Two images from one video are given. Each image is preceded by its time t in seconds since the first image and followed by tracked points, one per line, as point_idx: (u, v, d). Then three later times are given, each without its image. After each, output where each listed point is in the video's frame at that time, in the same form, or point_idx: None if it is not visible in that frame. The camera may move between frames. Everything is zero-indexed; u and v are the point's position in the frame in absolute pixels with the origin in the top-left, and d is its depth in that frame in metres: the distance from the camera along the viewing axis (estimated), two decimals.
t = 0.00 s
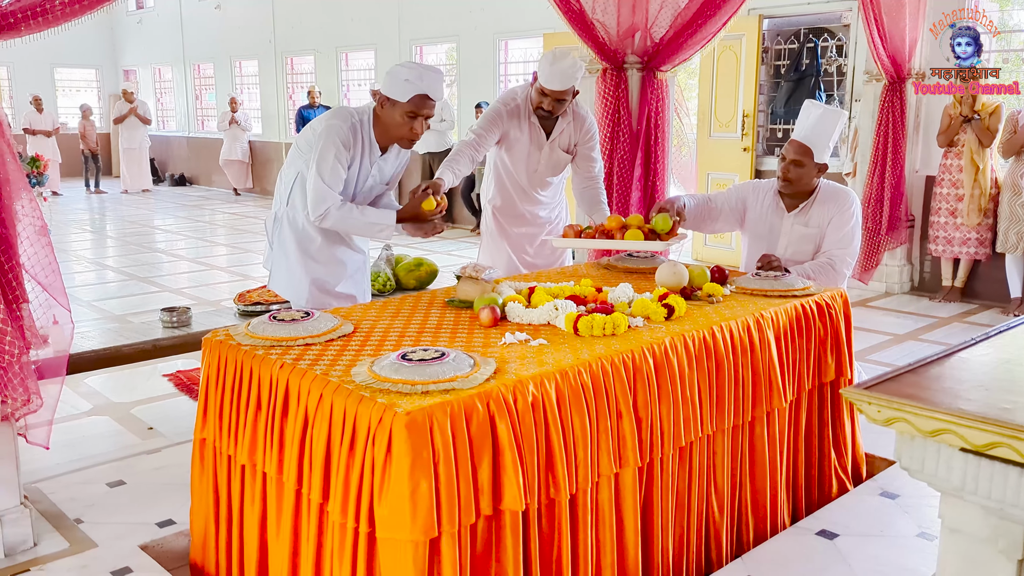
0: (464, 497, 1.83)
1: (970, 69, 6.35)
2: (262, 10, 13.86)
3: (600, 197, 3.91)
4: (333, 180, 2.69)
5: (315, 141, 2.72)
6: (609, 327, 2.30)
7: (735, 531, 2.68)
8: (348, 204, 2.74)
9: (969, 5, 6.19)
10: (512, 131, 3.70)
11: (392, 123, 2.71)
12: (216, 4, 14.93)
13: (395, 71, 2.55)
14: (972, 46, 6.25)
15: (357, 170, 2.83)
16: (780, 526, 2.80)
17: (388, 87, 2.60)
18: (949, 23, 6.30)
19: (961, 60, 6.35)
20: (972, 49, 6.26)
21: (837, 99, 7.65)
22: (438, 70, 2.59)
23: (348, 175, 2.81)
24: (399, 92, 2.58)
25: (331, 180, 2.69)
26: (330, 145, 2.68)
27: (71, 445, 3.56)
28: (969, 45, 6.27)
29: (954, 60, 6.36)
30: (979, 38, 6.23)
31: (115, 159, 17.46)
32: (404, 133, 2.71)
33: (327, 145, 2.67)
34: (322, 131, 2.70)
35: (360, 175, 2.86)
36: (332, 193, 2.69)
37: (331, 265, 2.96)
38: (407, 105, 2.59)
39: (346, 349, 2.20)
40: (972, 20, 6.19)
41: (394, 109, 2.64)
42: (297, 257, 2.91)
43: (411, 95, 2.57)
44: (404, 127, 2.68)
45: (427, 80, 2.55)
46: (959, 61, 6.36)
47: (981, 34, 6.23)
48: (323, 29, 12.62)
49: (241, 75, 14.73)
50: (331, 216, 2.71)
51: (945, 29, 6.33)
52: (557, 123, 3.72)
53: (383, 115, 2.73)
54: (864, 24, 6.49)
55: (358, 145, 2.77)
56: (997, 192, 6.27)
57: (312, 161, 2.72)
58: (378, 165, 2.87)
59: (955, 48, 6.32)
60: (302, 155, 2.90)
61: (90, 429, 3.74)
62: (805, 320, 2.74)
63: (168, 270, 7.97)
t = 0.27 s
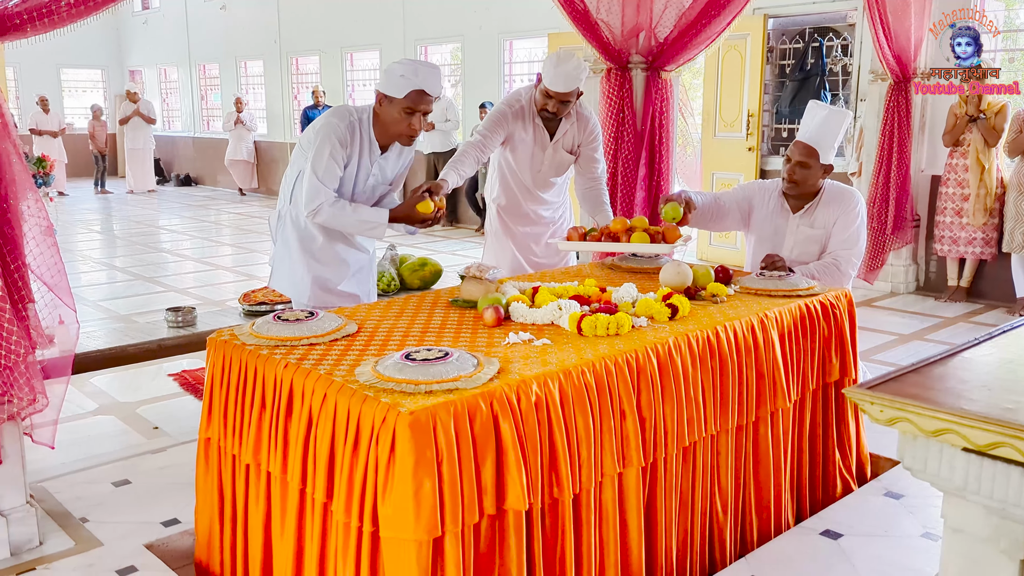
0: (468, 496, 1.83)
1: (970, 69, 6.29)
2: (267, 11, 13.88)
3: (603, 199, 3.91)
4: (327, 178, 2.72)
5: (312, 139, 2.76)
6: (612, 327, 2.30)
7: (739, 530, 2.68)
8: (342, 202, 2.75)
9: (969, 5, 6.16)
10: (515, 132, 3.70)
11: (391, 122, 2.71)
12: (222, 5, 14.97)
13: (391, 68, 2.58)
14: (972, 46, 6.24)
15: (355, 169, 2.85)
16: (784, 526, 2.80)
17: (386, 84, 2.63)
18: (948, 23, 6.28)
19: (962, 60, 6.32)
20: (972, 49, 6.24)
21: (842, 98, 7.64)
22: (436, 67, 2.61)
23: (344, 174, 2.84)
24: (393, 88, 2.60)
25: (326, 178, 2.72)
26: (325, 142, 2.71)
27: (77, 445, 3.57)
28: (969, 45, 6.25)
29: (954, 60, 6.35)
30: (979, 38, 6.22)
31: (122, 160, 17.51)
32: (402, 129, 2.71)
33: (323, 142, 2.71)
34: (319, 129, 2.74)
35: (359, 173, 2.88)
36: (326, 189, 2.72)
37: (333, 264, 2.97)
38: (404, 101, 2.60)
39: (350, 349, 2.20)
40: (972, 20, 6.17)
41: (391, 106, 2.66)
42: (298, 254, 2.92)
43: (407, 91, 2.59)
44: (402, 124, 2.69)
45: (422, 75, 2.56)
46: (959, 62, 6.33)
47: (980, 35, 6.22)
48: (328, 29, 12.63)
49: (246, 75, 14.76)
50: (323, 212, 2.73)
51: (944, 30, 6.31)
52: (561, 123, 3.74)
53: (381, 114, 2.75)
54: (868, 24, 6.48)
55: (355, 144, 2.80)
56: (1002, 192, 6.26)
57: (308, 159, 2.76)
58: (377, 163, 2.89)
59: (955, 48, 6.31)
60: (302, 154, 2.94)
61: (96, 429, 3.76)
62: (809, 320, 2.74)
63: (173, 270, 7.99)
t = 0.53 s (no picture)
0: (471, 496, 1.84)
1: (970, 69, 6.27)
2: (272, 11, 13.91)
3: (607, 200, 3.91)
4: (326, 179, 2.76)
5: (313, 140, 2.78)
6: (616, 327, 2.31)
7: (742, 530, 2.68)
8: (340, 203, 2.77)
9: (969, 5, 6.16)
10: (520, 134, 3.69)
11: (392, 122, 2.72)
12: (227, 6, 15.00)
13: (391, 67, 2.61)
14: (972, 45, 6.22)
15: (357, 169, 2.87)
16: (788, 526, 2.80)
17: (386, 83, 2.65)
18: (948, 23, 6.26)
19: (961, 60, 6.31)
20: (972, 49, 6.21)
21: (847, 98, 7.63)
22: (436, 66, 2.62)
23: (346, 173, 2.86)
24: (394, 89, 2.62)
25: (324, 179, 2.76)
26: (325, 144, 2.74)
27: (82, 444, 3.59)
28: (969, 45, 6.21)
29: (954, 60, 6.34)
30: (979, 38, 6.18)
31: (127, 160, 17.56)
32: (403, 128, 2.71)
33: (323, 143, 2.74)
34: (319, 129, 2.76)
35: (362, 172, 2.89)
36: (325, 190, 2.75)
37: (340, 264, 2.98)
38: (404, 99, 2.62)
39: (354, 348, 2.21)
40: (972, 19, 6.17)
41: (392, 105, 2.67)
42: (305, 254, 2.94)
43: (407, 90, 2.60)
44: (403, 122, 2.69)
45: (420, 74, 2.57)
46: (959, 62, 6.31)
47: (981, 35, 6.20)
48: (333, 30, 12.65)
49: (252, 76, 14.79)
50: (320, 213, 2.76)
51: (944, 29, 6.30)
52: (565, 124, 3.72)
53: (383, 115, 2.76)
54: (873, 23, 6.47)
55: (357, 145, 2.81)
56: (1008, 192, 6.24)
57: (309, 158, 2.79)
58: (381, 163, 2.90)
59: (955, 48, 6.30)
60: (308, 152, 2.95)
61: (102, 428, 3.78)
62: (812, 320, 2.74)
63: (178, 270, 8.02)
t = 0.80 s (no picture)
0: (476, 495, 1.85)
1: (970, 69, 6.24)
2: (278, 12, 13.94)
3: (611, 199, 3.91)
4: (329, 180, 2.80)
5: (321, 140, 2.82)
6: (621, 326, 2.31)
7: (748, 530, 2.68)
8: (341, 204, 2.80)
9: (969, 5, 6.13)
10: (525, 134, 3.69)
11: (402, 121, 2.76)
12: (234, 6, 15.04)
13: (399, 67, 2.67)
14: (972, 45, 6.21)
15: (365, 170, 2.88)
16: (793, 526, 2.80)
17: (395, 82, 2.70)
18: (947, 23, 6.24)
19: (961, 60, 6.29)
20: (972, 49, 6.21)
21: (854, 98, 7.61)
22: (441, 65, 2.66)
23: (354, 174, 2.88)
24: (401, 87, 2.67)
25: (328, 180, 2.80)
26: (331, 144, 2.78)
27: (90, 442, 3.61)
28: (969, 45, 6.21)
29: (954, 60, 6.32)
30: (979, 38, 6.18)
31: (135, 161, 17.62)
32: (411, 127, 2.74)
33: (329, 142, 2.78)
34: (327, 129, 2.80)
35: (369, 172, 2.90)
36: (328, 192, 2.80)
37: (353, 261, 2.99)
38: (412, 98, 2.66)
39: (359, 348, 2.22)
40: (972, 20, 6.15)
41: (400, 103, 2.71)
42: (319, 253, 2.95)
43: (414, 88, 2.65)
44: (410, 121, 2.72)
45: (426, 72, 2.62)
46: (959, 61, 6.30)
47: (982, 35, 6.19)
48: (340, 30, 12.67)
49: (258, 76, 14.83)
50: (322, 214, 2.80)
51: (944, 30, 6.24)
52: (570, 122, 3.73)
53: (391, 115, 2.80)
54: (879, 22, 6.45)
55: (364, 146, 2.84)
56: (1015, 191, 6.22)
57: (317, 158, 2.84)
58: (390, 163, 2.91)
59: (955, 48, 6.27)
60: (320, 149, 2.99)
61: (109, 427, 3.80)
62: (818, 319, 2.74)
63: (185, 270, 8.04)
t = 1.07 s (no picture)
0: (481, 493, 1.85)
1: (969, 69, 6.29)
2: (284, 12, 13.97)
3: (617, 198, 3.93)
4: (344, 193, 2.78)
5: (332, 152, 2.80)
6: (626, 325, 2.31)
7: (753, 529, 2.67)
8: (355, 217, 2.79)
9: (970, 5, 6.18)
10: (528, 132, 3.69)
11: (411, 137, 2.71)
12: (240, 6, 15.07)
13: (410, 84, 2.61)
14: (972, 46, 6.24)
15: (375, 181, 2.90)
16: (799, 525, 2.80)
17: (406, 97, 2.63)
18: (948, 23, 6.26)
19: (962, 60, 6.31)
20: (972, 49, 6.24)
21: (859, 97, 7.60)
22: (455, 82, 2.61)
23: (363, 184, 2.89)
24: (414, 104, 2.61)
25: (343, 194, 2.78)
26: (344, 157, 2.76)
27: (97, 441, 3.62)
28: (969, 45, 6.26)
29: (954, 60, 6.34)
30: (980, 38, 6.22)
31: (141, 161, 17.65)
32: (421, 143, 2.70)
33: (342, 155, 2.76)
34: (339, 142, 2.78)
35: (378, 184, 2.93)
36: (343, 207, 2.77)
37: (356, 263, 2.99)
38: (423, 115, 2.60)
39: (365, 346, 2.22)
40: (972, 20, 6.18)
41: (411, 120, 2.65)
42: (321, 256, 2.92)
43: (426, 106, 2.59)
44: (421, 138, 2.67)
45: (439, 91, 2.57)
46: (959, 62, 6.33)
47: (983, 35, 6.21)
48: (345, 30, 12.69)
49: (264, 76, 14.85)
50: (337, 229, 2.78)
51: (944, 30, 6.27)
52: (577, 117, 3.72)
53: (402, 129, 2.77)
54: (885, 21, 6.45)
55: (374, 158, 2.84)
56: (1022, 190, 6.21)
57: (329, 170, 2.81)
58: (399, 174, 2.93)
59: (955, 48, 6.31)
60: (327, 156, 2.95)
61: (116, 426, 3.81)
62: (824, 318, 2.73)
63: (191, 270, 8.06)
